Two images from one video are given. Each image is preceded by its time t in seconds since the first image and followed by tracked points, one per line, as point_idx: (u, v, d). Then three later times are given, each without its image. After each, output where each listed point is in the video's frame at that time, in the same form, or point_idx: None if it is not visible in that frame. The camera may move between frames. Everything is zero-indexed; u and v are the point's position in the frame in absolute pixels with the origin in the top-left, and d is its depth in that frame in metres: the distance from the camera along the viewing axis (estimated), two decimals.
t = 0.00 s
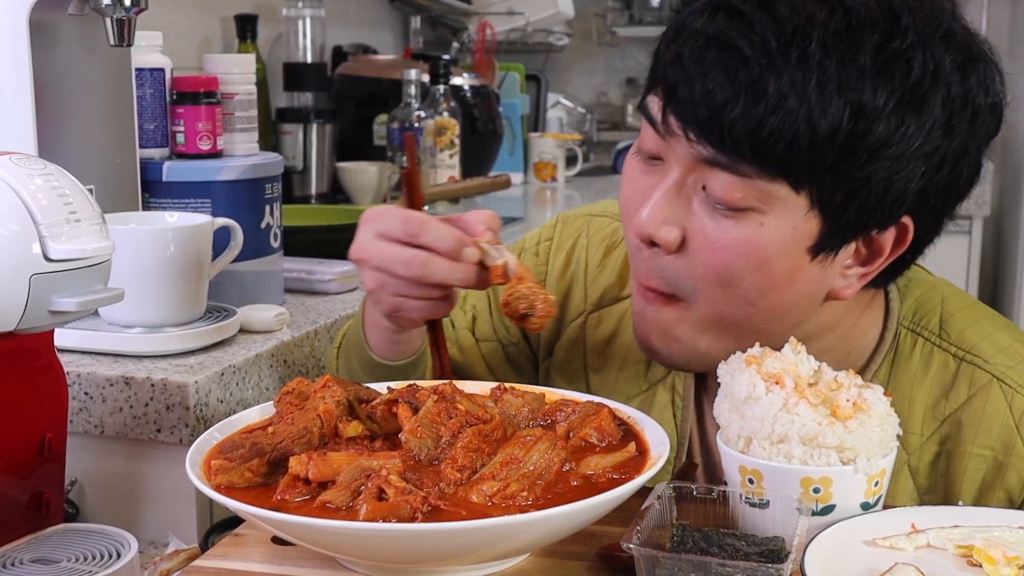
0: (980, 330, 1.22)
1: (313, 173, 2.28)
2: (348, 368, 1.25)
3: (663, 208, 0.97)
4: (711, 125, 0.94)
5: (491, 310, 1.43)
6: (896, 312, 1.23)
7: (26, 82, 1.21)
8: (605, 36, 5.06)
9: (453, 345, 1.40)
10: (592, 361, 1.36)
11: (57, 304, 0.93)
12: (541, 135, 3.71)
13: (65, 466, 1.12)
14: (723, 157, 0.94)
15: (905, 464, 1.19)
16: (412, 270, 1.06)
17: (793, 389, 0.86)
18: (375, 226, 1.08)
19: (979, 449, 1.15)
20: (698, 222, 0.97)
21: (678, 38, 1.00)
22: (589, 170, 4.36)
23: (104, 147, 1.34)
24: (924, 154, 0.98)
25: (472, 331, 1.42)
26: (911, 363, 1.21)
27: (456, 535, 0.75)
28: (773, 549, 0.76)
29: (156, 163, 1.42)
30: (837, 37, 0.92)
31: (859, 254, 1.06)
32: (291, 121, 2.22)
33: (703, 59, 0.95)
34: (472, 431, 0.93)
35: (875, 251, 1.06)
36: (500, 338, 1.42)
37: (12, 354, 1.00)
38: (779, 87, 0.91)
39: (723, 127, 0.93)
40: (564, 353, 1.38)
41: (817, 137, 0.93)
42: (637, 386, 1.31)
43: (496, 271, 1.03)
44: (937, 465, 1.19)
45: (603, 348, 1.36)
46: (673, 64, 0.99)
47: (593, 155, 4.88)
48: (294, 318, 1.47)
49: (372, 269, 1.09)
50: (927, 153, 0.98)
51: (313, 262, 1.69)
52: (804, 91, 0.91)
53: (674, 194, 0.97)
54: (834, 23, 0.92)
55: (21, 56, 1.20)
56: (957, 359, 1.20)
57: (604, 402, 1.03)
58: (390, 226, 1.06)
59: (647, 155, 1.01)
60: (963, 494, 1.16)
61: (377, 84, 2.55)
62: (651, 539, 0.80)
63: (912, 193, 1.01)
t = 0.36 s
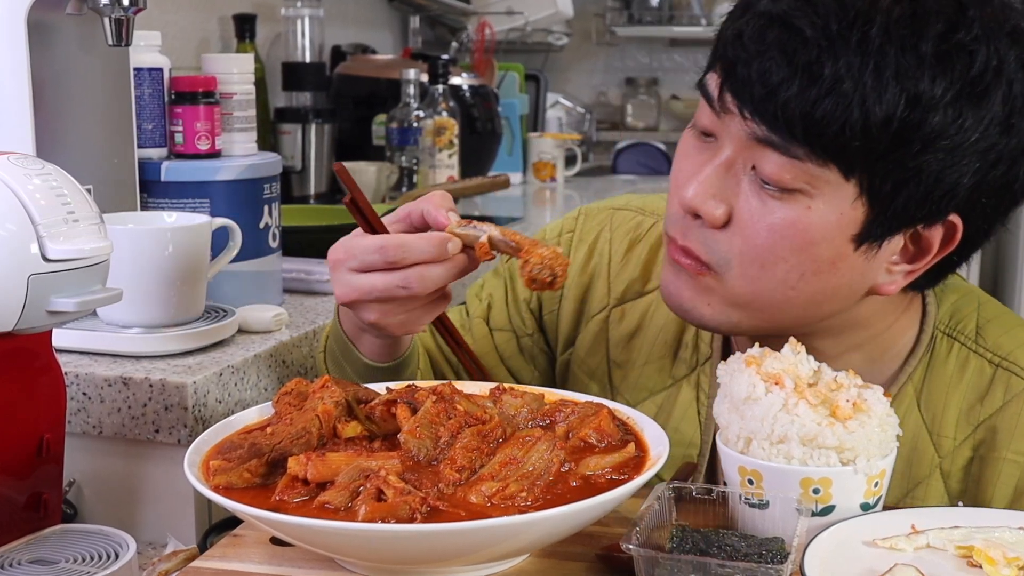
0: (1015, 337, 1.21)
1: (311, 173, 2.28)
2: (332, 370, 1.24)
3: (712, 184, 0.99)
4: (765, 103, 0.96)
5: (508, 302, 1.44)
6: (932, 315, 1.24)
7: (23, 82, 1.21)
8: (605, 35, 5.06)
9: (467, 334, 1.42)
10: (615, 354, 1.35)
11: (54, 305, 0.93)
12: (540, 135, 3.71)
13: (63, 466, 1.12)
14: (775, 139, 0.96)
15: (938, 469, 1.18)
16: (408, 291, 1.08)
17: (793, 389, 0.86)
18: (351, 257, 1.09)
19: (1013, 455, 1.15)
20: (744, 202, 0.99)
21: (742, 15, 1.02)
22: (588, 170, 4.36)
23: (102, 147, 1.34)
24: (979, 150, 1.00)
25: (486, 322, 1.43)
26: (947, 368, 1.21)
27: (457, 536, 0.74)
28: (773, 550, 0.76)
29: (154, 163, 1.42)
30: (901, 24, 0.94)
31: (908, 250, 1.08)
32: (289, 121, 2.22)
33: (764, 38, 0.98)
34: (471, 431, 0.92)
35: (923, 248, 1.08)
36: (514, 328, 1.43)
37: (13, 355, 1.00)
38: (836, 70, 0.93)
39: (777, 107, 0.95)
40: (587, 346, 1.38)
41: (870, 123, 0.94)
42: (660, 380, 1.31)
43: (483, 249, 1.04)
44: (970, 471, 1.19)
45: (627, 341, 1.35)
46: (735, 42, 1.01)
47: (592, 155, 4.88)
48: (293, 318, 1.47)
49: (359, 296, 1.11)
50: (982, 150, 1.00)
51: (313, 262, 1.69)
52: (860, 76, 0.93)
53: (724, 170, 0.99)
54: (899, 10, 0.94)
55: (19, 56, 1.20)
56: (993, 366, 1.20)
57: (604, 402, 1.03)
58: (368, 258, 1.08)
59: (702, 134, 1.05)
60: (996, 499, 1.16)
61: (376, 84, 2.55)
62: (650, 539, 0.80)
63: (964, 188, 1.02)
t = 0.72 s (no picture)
0: None
1: (310, 173, 2.28)
2: (352, 371, 1.22)
3: (731, 171, 1.00)
4: (790, 91, 0.96)
5: (515, 299, 1.44)
6: (949, 323, 1.24)
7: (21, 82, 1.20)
8: (604, 35, 5.05)
9: (470, 332, 1.40)
10: (627, 359, 1.35)
11: (52, 305, 0.93)
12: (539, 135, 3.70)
13: (61, 467, 1.11)
14: (797, 128, 0.97)
15: (953, 478, 1.18)
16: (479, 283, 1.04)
17: (793, 390, 0.86)
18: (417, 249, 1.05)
19: None
20: (763, 191, 0.99)
21: (776, 3, 1.02)
22: (587, 170, 4.36)
23: (100, 146, 1.34)
24: (1006, 151, 1.00)
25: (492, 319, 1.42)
26: (963, 376, 1.21)
27: (457, 537, 0.74)
28: (773, 550, 0.76)
29: (152, 163, 1.42)
30: (932, 17, 0.93)
31: (926, 251, 1.09)
32: (288, 121, 2.21)
33: (795, 26, 0.98)
34: (471, 432, 0.92)
35: (943, 251, 1.09)
36: (520, 327, 1.42)
37: (12, 355, 1.00)
38: (863, 60, 0.93)
39: (801, 95, 0.96)
40: (596, 349, 1.37)
41: (894, 116, 0.94)
42: (674, 385, 1.31)
43: (543, 236, 1.03)
44: (984, 480, 1.19)
45: (638, 345, 1.35)
46: (765, 30, 1.01)
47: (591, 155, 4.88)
48: (291, 318, 1.47)
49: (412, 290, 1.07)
50: (1009, 150, 1.00)
51: (312, 262, 1.68)
52: (887, 67, 0.93)
53: (746, 158, 1.00)
54: (932, 4, 0.93)
55: (17, 55, 1.19)
56: (1010, 375, 1.20)
57: (604, 402, 1.03)
58: (435, 251, 1.03)
59: (729, 122, 1.06)
60: (1016, 505, 1.15)
61: (375, 83, 2.55)
62: (650, 540, 0.80)
63: (988, 188, 1.02)
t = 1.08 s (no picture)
0: (1020, 352, 1.20)
1: (309, 173, 2.27)
2: (395, 368, 1.22)
3: (703, 160, 1.04)
4: (770, 76, 0.99)
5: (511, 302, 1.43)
6: (936, 329, 1.23)
7: (19, 82, 1.20)
8: (603, 35, 5.06)
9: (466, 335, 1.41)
10: (622, 363, 1.35)
11: (51, 305, 0.92)
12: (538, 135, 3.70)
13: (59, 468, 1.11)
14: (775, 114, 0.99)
15: (938, 485, 1.18)
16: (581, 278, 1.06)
17: (792, 390, 0.85)
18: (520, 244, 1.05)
19: (1017, 475, 1.14)
20: (729, 178, 1.03)
21: None
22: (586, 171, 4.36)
23: (99, 147, 1.34)
24: (978, 160, 1.00)
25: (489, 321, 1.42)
26: (950, 384, 1.20)
27: (455, 538, 0.74)
28: (773, 552, 0.76)
29: (151, 163, 1.41)
30: (916, 15, 0.96)
31: (892, 258, 1.08)
32: (286, 121, 2.22)
33: (782, 16, 1.00)
34: (469, 433, 0.92)
35: (909, 257, 1.09)
36: (517, 331, 1.42)
37: (11, 354, 1.00)
38: (843, 51, 0.95)
39: (780, 82, 0.98)
40: (592, 354, 1.37)
41: (868, 110, 0.95)
42: (668, 389, 1.31)
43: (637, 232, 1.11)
44: (972, 488, 1.18)
45: (635, 348, 1.35)
46: (754, 19, 1.04)
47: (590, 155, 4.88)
48: (289, 319, 1.47)
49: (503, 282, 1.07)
50: (979, 162, 1.00)
51: (310, 262, 1.68)
52: (868, 61, 0.95)
53: (718, 147, 1.04)
54: (918, 1, 0.96)
55: (15, 55, 1.19)
56: (997, 382, 1.19)
57: (603, 402, 1.03)
58: (544, 247, 1.04)
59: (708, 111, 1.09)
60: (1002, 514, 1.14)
61: (373, 83, 2.55)
62: (649, 541, 0.79)
63: (959, 197, 1.02)
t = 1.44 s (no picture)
0: (1014, 349, 1.20)
1: (307, 173, 2.27)
2: (382, 364, 1.21)
3: (696, 176, 1.02)
4: (760, 92, 0.97)
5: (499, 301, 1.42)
6: (930, 327, 1.24)
7: (17, 82, 1.20)
8: (602, 35, 5.06)
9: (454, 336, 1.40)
10: (612, 363, 1.35)
11: (49, 305, 0.92)
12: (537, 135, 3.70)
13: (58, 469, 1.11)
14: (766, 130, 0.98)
15: (935, 484, 1.18)
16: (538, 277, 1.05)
17: (791, 391, 0.85)
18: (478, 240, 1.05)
19: (1013, 472, 1.14)
20: (723, 193, 1.01)
21: (750, 6, 1.03)
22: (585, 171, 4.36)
23: (97, 147, 1.34)
24: (972, 169, 1.00)
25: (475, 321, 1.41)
26: (944, 383, 1.20)
27: (454, 539, 0.74)
28: (773, 553, 0.76)
29: (149, 163, 1.41)
30: (905, 28, 0.94)
31: (888, 264, 1.08)
32: (285, 121, 2.21)
33: (768, 29, 0.98)
34: (468, 433, 0.92)
35: (905, 264, 1.09)
36: (507, 331, 1.41)
37: (9, 354, 1.00)
38: (834, 66, 0.94)
39: (771, 98, 0.96)
40: (581, 355, 1.37)
41: (862, 125, 0.94)
42: (657, 391, 1.31)
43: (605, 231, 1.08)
44: (968, 485, 1.18)
45: (624, 349, 1.35)
46: (738, 31, 1.02)
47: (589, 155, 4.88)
48: (288, 319, 1.47)
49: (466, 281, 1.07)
50: (974, 169, 1.00)
51: (308, 263, 1.68)
52: (859, 76, 0.93)
53: (711, 161, 1.01)
54: (907, 14, 0.94)
55: (13, 54, 1.19)
56: (992, 379, 1.19)
57: (602, 403, 1.02)
58: (500, 245, 1.04)
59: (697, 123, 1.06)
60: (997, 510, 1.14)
61: (372, 83, 2.55)
62: (648, 542, 0.79)
63: (954, 205, 1.02)
